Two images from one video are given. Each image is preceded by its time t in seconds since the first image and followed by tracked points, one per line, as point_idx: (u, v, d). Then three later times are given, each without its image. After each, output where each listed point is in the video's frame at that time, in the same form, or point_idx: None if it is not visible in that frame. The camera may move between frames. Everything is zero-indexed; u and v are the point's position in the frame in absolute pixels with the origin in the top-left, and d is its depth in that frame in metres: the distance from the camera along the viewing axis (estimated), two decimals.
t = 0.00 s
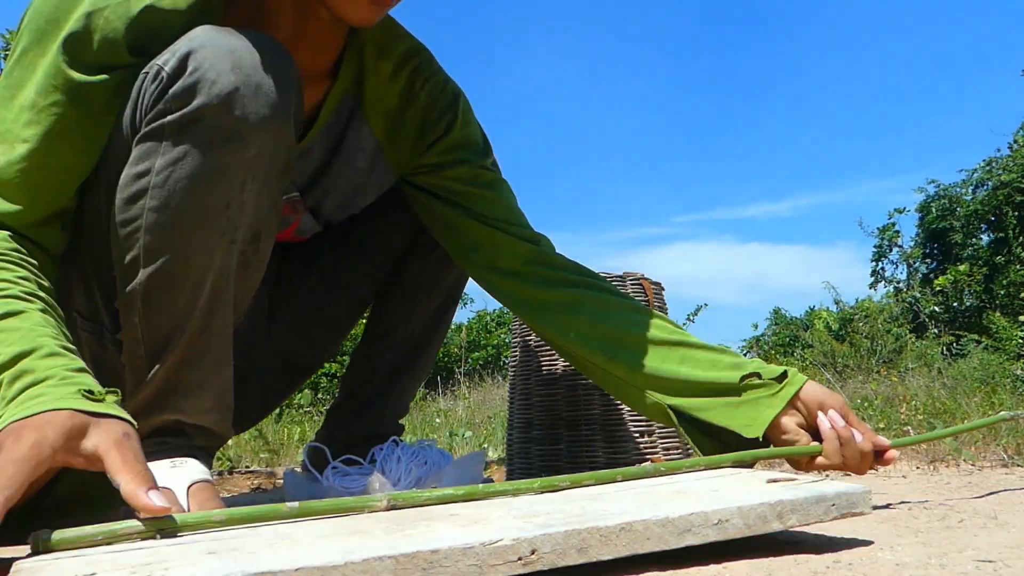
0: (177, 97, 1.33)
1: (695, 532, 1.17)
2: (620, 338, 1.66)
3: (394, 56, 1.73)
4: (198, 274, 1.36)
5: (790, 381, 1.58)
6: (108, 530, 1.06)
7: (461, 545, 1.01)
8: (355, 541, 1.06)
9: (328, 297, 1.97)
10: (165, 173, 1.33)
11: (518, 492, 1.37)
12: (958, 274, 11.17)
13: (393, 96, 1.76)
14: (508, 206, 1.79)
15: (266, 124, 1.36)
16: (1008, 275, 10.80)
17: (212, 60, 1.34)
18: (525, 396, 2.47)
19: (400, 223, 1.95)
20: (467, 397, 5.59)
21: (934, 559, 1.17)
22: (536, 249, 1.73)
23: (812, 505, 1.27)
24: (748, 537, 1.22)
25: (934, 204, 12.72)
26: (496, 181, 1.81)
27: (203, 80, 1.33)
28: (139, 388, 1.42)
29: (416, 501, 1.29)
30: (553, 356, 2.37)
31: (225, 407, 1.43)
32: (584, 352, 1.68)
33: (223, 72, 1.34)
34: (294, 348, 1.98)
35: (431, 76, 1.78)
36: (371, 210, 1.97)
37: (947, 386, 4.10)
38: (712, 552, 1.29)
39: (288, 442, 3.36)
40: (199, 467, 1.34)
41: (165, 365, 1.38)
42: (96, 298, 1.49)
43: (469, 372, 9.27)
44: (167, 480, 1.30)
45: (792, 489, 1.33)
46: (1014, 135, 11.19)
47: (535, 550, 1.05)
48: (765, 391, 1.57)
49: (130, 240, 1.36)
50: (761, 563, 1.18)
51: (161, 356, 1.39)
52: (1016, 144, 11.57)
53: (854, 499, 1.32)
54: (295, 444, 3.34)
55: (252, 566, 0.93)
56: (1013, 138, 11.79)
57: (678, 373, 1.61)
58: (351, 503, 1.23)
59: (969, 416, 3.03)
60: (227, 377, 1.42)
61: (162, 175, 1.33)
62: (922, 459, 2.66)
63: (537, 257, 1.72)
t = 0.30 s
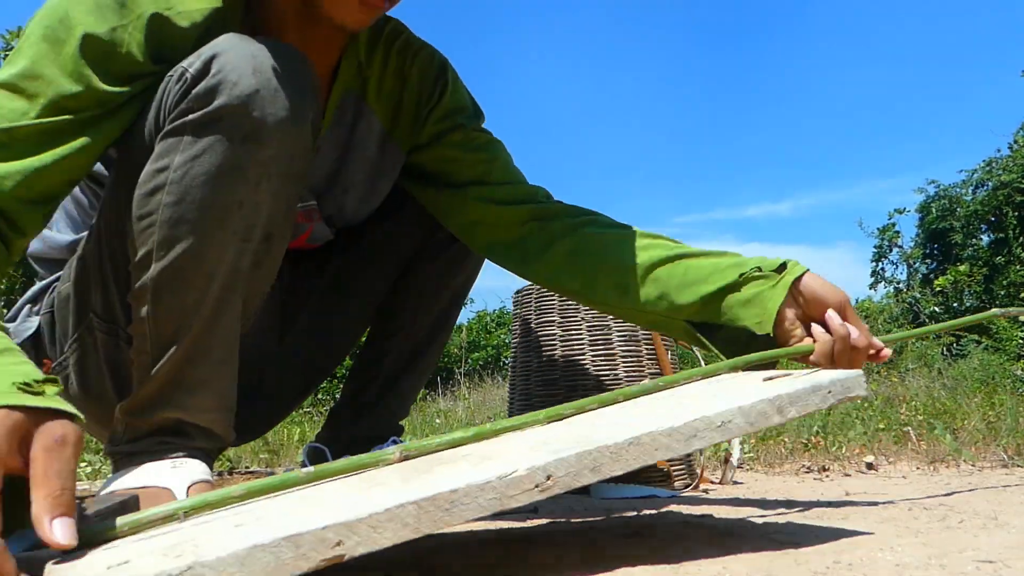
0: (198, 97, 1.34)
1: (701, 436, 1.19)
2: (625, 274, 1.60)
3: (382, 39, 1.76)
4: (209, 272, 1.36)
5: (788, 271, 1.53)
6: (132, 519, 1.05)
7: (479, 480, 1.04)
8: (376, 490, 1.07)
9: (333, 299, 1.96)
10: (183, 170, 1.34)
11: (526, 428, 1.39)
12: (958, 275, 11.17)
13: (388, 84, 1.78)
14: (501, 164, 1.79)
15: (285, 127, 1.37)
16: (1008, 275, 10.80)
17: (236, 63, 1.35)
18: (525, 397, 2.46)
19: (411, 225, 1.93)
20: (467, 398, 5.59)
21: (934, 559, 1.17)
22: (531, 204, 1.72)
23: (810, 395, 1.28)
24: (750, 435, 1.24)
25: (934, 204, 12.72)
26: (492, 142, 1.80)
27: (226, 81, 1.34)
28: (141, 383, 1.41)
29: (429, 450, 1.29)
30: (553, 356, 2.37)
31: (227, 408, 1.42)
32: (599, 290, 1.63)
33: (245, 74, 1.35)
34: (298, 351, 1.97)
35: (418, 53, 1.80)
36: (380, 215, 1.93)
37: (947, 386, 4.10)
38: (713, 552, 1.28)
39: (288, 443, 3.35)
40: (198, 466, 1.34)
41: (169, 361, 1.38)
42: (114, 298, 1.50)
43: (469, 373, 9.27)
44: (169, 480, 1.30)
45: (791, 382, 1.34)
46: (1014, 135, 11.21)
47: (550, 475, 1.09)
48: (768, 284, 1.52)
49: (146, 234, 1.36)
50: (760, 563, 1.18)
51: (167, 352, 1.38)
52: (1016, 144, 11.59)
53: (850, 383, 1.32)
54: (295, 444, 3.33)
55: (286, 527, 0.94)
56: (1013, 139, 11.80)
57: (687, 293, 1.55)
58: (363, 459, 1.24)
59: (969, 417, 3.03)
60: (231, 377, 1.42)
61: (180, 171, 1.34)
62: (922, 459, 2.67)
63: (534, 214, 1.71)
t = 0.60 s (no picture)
0: (208, 100, 1.34)
1: (711, 368, 1.15)
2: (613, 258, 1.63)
3: (370, 33, 1.72)
4: (213, 273, 1.36)
5: (769, 207, 1.54)
6: (154, 514, 1.03)
7: (488, 438, 1.02)
8: (385, 460, 1.06)
9: (333, 298, 1.96)
10: (191, 172, 1.34)
11: (535, 378, 1.39)
12: (958, 275, 11.18)
13: (376, 78, 1.76)
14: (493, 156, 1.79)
15: (292, 130, 1.38)
16: (1008, 275, 10.81)
17: (246, 67, 1.36)
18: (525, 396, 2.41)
19: (409, 225, 1.94)
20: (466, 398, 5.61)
21: (934, 560, 1.16)
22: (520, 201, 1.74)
23: (819, 316, 1.23)
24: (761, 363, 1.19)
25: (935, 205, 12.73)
26: (484, 136, 1.81)
27: (234, 85, 1.34)
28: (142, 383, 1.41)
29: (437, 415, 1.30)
30: (553, 355, 2.37)
31: (227, 409, 1.42)
32: (588, 267, 1.65)
33: (254, 77, 1.35)
34: (298, 351, 1.96)
35: (407, 49, 1.76)
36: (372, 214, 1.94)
37: (947, 386, 4.11)
38: (713, 552, 1.28)
39: (288, 442, 3.35)
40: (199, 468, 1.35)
41: (171, 363, 1.37)
42: (115, 302, 1.48)
43: (469, 373, 9.28)
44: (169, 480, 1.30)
45: (799, 306, 1.29)
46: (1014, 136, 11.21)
47: (561, 424, 1.06)
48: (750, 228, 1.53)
49: (151, 236, 1.35)
50: (760, 563, 1.18)
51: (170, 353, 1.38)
52: (1016, 144, 11.59)
53: (859, 299, 1.27)
54: (295, 444, 3.33)
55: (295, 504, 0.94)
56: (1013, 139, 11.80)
57: (677, 255, 1.57)
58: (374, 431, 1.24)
59: (970, 417, 3.03)
60: (231, 378, 1.42)
61: (187, 174, 1.33)
62: (921, 459, 2.67)
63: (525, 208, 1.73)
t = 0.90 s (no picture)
0: (202, 98, 1.35)
1: (718, 345, 1.15)
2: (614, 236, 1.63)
3: (370, 31, 1.74)
4: (208, 270, 1.37)
5: (762, 178, 1.56)
6: (171, 510, 1.04)
7: (504, 421, 1.02)
8: (405, 446, 1.06)
9: (333, 298, 1.96)
10: (185, 169, 1.34)
11: (539, 363, 1.41)
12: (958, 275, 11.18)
13: (375, 76, 1.76)
14: (493, 152, 1.79)
15: (286, 128, 1.39)
16: (1008, 276, 10.81)
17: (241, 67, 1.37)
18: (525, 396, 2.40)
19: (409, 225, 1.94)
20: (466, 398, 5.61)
21: (934, 560, 1.17)
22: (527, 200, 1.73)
23: (820, 288, 1.24)
24: (765, 338, 1.19)
25: (935, 205, 12.74)
26: (485, 133, 1.80)
27: (228, 82, 1.35)
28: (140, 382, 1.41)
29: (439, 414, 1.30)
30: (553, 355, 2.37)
31: (226, 407, 1.42)
32: (588, 247, 1.65)
33: (247, 75, 1.36)
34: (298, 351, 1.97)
35: (405, 46, 1.78)
36: (372, 215, 1.94)
37: (947, 387, 4.11)
38: (714, 552, 1.28)
39: (289, 443, 3.35)
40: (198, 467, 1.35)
41: (167, 361, 1.37)
42: (110, 300, 1.47)
43: (469, 373, 9.28)
44: (170, 481, 1.30)
45: (799, 280, 1.30)
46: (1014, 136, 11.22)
47: (573, 405, 1.06)
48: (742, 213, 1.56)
49: (145, 233, 1.35)
50: (761, 563, 1.18)
51: (166, 350, 1.38)
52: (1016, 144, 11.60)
53: (857, 272, 1.28)
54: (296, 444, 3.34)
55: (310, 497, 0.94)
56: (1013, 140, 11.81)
57: (677, 234, 1.59)
58: (388, 420, 1.24)
59: (969, 417, 3.04)
60: (228, 377, 1.42)
61: (181, 171, 1.34)
62: (921, 460, 2.68)
63: (528, 207, 1.72)
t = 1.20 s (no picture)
0: (226, 101, 1.36)
1: (727, 375, 1.16)
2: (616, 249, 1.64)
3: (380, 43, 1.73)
4: (224, 270, 1.37)
5: (755, 210, 1.56)
6: (177, 510, 1.02)
7: (524, 439, 1.02)
8: (422, 458, 1.06)
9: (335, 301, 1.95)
10: (206, 169, 1.35)
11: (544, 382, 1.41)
12: (958, 275, 11.18)
13: (385, 86, 1.76)
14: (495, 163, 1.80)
15: (307, 133, 1.41)
16: (1008, 275, 10.81)
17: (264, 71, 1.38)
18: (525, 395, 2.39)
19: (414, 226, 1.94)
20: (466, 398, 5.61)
21: (934, 560, 1.16)
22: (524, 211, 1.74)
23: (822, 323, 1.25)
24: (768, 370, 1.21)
25: (934, 204, 12.74)
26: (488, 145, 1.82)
27: (252, 86, 1.36)
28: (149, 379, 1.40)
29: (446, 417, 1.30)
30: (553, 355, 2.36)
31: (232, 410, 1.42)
32: (581, 264, 1.67)
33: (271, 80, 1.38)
34: (303, 353, 1.96)
35: (415, 57, 1.76)
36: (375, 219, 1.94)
37: (947, 386, 4.11)
38: (715, 551, 1.28)
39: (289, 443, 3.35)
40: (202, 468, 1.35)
41: (177, 358, 1.37)
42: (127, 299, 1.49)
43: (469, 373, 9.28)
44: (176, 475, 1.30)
45: (801, 314, 1.31)
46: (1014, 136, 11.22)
47: (589, 427, 1.07)
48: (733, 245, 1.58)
49: (163, 232, 1.36)
50: (760, 563, 1.18)
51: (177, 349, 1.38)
52: (1015, 144, 11.59)
53: (856, 309, 1.29)
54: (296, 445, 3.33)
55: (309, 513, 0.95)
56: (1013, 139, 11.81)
57: (669, 258, 1.61)
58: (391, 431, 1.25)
59: (969, 417, 3.03)
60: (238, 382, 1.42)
61: (202, 171, 1.35)
62: (921, 460, 2.67)
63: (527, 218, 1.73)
